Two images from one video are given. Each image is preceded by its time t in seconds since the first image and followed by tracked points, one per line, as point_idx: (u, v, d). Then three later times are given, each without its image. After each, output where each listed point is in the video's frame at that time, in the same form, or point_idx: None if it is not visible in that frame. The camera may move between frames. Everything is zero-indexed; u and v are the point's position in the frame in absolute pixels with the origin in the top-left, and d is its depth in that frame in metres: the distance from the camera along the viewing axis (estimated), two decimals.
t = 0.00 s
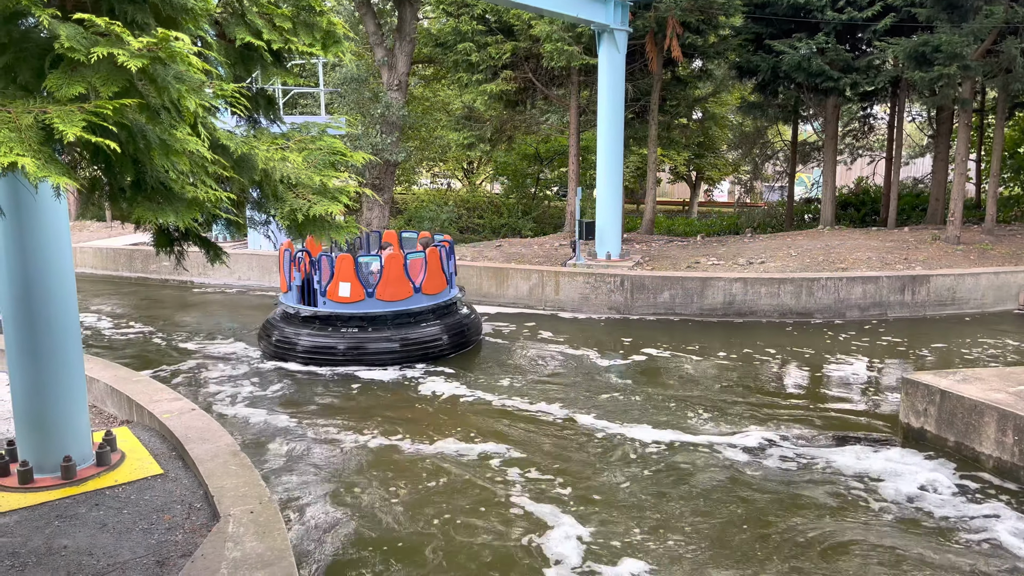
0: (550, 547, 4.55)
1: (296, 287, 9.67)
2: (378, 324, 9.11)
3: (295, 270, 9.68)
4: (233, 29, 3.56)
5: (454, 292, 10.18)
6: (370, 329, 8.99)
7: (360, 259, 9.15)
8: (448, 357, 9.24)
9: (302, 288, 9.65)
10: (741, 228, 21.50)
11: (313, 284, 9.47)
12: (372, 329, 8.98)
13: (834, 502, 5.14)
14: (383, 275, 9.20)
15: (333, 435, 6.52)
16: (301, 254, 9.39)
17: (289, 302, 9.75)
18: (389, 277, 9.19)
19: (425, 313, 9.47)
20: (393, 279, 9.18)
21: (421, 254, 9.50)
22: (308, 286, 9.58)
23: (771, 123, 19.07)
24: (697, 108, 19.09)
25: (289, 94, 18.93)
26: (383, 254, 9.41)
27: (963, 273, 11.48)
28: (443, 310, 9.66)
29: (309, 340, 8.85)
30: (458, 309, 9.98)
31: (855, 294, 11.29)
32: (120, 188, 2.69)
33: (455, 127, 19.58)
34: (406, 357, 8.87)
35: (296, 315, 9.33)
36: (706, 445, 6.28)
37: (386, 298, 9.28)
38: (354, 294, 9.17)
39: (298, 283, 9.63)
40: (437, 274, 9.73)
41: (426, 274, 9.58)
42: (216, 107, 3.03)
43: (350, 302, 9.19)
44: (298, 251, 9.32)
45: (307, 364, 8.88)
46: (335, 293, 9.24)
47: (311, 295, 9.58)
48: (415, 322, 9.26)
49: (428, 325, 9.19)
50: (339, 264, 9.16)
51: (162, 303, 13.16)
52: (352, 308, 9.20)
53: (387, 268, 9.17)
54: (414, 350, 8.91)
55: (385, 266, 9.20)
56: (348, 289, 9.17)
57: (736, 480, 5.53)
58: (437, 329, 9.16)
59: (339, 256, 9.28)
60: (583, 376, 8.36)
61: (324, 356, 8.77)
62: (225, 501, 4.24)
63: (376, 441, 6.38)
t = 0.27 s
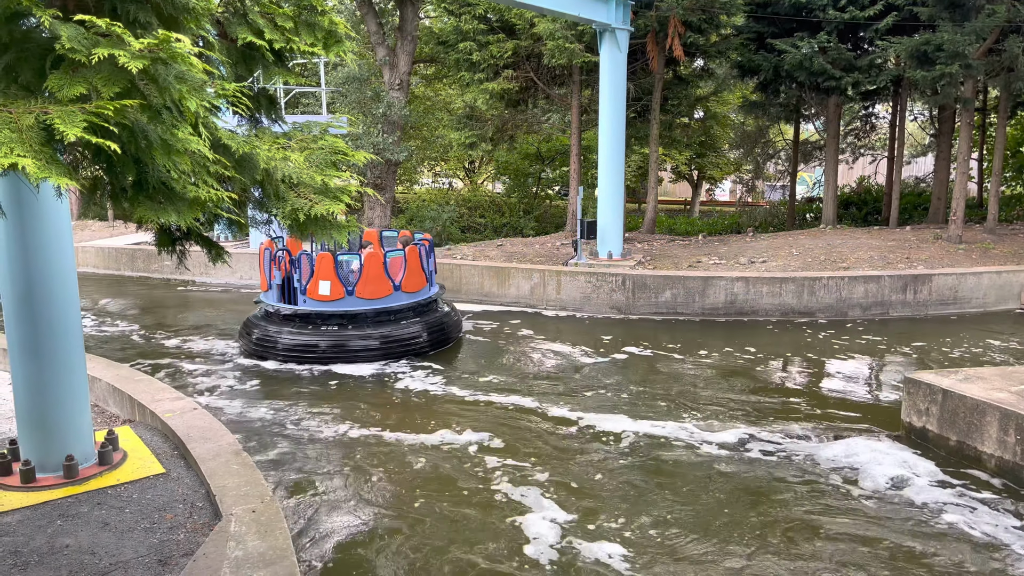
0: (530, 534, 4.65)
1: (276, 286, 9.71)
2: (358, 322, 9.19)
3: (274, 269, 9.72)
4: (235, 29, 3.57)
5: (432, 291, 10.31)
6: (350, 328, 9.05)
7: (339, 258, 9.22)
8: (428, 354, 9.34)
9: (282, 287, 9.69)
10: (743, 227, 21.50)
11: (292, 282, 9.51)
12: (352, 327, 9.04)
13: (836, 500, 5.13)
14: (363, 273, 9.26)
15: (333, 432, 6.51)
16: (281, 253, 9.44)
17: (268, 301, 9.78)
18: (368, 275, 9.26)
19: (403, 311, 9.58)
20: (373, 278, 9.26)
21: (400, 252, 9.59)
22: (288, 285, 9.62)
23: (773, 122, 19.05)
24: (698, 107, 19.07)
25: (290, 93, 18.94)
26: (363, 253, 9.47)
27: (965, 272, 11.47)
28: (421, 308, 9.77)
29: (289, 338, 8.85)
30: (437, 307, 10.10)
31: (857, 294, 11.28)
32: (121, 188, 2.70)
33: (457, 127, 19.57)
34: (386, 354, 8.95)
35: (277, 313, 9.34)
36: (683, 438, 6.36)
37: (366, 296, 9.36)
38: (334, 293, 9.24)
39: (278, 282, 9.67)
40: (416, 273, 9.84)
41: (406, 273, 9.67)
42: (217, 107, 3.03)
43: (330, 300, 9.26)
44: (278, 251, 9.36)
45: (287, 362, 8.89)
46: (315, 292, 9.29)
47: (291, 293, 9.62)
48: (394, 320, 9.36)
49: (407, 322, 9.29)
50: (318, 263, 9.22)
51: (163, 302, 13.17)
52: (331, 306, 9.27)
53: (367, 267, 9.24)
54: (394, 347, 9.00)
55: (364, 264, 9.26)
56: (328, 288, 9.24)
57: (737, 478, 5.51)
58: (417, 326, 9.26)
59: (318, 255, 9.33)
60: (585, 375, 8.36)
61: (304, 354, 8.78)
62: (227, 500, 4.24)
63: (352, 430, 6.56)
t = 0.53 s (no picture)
0: (510, 520, 4.84)
1: (256, 284, 9.75)
2: (338, 319, 9.24)
3: (254, 268, 9.76)
4: (237, 29, 3.57)
5: (412, 288, 10.38)
6: (331, 325, 9.09)
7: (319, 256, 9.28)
8: (408, 350, 9.40)
9: (262, 286, 9.74)
10: (744, 226, 21.50)
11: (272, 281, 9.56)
12: (333, 325, 9.08)
13: (838, 499, 5.12)
14: (343, 271, 9.33)
15: (335, 432, 6.52)
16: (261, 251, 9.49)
17: (249, 300, 9.82)
18: (348, 273, 9.32)
19: (383, 309, 9.64)
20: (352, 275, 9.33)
21: (380, 250, 9.67)
22: (268, 283, 9.67)
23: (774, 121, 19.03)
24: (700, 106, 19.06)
25: (291, 93, 18.94)
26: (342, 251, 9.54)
27: (967, 272, 11.45)
28: (401, 305, 9.83)
29: (270, 336, 8.88)
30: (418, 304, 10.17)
31: (859, 293, 11.26)
32: (123, 189, 2.70)
33: (458, 126, 19.57)
34: (367, 351, 9.00)
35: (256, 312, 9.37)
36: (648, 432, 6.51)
37: (346, 294, 9.43)
38: (314, 290, 9.30)
39: (258, 280, 9.71)
40: (396, 270, 9.92)
41: (385, 270, 9.75)
42: (219, 107, 3.04)
43: (310, 298, 9.31)
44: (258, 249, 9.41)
45: (267, 360, 8.91)
46: (295, 290, 9.35)
47: (271, 292, 9.67)
48: (374, 317, 9.41)
49: (387, 319, 9.35)
50: (298, 261, 9.27)
51: (164, 302, 13.18)
52: (312, 304, 9.32)
53: (346, 264, 9.31)
54: (374, 344, 9.06)
55: (344, 263, 9.33)
56: (308, 286, 9.29)
57: (739, 478, 5.51)
58: (397, 323, 9.32)
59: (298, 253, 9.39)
60: (586, 374, 8.36)
61: (284, 352, 8.81)
62: (228, 499, 4.25)
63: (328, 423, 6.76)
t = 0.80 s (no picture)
0: (489, 503, 5.09)
1: (236, 283, 9.81)
2: (318, 317, 9.29)
3: (234, 267, 9.82)
4: (238, 28, 3.58)
5: (392, 286, 10.46)
6: (311, 323, 9.14)
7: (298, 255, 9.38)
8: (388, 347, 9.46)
9: (242, 284, 9.80)
10: (746, 226, 21.50)
11: (252, 280, 9.62)
12: (313, 323, 9.12)
13: (839, 498, 5.12)
14: (322, 270, 9.43)
15: (336, 430, 6.52)
16: (240, 251, 9.56)
17: (229, 298, 9.88)
18: (327, 271, 9.42)
19: (362, 306, 9.71)
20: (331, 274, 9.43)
21: (359, 249, 9.77)
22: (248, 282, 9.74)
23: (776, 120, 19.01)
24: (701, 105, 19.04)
25: (292, 92, 18.95)
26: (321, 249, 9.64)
27: (969, 271, 11.44)
28: (381, 303, 9.91)
29: (250, 335, 8.90)
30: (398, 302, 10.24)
31: (860, 292, 11.26)
32: (125, 189, 2.70)
33: (460, 125, 19.56)
34: (347, 349, 9.06)
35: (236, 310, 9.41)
36: (634, 427, 6.62)
37: (325, 292, 9.52)
38: (294, 289, 9.38)
39: (238, 279, 9.78)
40: (375, 269, 10.01)
41: (365, 269, 9.85)
42: (220, 106, 3.04)
43: (289, 296, 9.40)
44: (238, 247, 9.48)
45: (248, 359, 8.93)
46: (274, 288, 9.42)
47: (251, 290, 9.74)
48: (354, 315, 9.47)
49: (366, 317, 9.41)
50: (277, 259, 9.35)
51: (166, 302, 13.18)
52: (291, 302, 9.41)
53: (326, 263, 9.41)
54: (355, 341, 9.11)
55: (323, 261, 9.43)
56: (287, 284, 9.38)
57: (740, 477, 5.50)
58: (377, 321, 9.38)
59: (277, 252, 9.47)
60: (588, 373, 8.36)
61: (264, 350, 8.84)
62: (230, 499, 4.26)
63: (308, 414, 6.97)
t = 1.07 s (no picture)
0: (466, 487, 5.34)
1: (215, 282, 9.81)
2: (297, 315, 9.33)
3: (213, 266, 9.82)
4: (239, 29, 3.58)
5: (371, 285, 10.53)
6: (291, 321, 9.16)
7: (278, 254, 9.43)
8: (367, 345, 9.50)
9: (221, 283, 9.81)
10: (747, 226, 21.50)
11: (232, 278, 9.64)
12: (293, 321, 9.15)
13: (840, 497, 5.11)
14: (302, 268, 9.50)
15: (337, 429, 6.52)
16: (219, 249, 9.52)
17: (209, 297, 9.88)
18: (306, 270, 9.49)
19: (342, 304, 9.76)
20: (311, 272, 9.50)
21: (338, 247, 9.85)
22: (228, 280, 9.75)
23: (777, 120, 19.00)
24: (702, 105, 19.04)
25: (294, 92, 18.97)
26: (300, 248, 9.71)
27: (970, 271, 11.43)
28: (360, 301, 9.95)
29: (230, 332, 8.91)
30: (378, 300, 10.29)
31: (862, 292, 11.25)
32: (127, 188, 2.70)
33: (461, 125, 19.55)
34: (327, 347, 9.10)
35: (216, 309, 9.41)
36: (634, 426, 6.61)
37: (304, 290, 9.59)
38: (273, 287, 9.43)
39: (218, 277, 9.76)
40: (355, 267, 10.09)
41: (344, 267, 9.93)
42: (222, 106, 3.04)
43: (269, 295, 9.44)
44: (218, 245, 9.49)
45: (228, 356, 8.95)
46: (253, 286, 9.46)
47: (230, 289, 9.75)
48: (334, 313, 9.51)
49: (346, 315, 9.44)
50: (257, 258, 9.40)
51: (167, 301, 13.18)
52: (271, 301, 9.44)
53: (305, 261, 9.49)
54: (334, 339, 9.15)
55: (303, 260, 9.50)
56: (267, 283, 9.42)
57: (741, 477, 5.50)
58: (356, 319, 9.42)
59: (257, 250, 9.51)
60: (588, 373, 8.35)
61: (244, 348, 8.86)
62: (232, 499, 4.26)
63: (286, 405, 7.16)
